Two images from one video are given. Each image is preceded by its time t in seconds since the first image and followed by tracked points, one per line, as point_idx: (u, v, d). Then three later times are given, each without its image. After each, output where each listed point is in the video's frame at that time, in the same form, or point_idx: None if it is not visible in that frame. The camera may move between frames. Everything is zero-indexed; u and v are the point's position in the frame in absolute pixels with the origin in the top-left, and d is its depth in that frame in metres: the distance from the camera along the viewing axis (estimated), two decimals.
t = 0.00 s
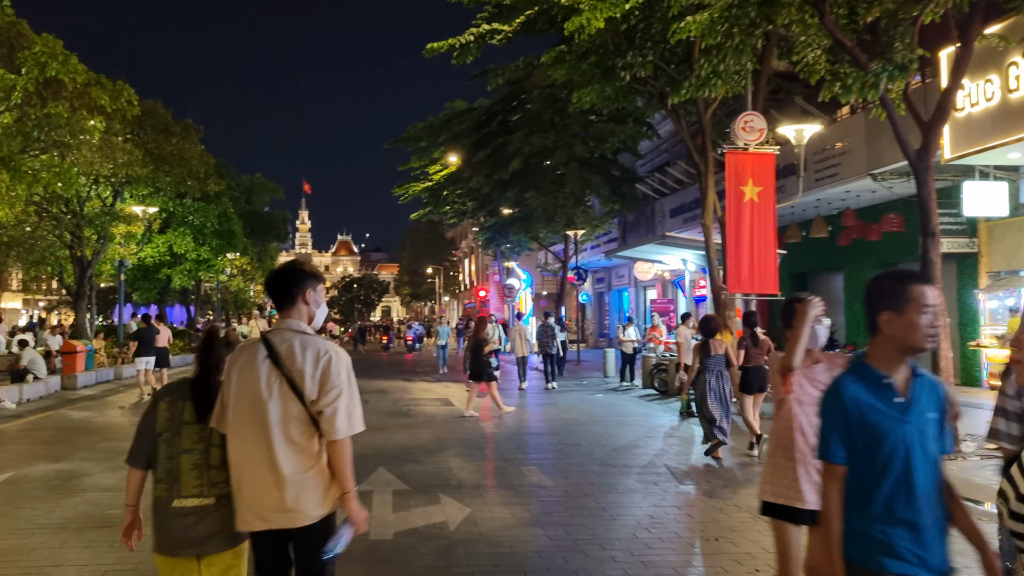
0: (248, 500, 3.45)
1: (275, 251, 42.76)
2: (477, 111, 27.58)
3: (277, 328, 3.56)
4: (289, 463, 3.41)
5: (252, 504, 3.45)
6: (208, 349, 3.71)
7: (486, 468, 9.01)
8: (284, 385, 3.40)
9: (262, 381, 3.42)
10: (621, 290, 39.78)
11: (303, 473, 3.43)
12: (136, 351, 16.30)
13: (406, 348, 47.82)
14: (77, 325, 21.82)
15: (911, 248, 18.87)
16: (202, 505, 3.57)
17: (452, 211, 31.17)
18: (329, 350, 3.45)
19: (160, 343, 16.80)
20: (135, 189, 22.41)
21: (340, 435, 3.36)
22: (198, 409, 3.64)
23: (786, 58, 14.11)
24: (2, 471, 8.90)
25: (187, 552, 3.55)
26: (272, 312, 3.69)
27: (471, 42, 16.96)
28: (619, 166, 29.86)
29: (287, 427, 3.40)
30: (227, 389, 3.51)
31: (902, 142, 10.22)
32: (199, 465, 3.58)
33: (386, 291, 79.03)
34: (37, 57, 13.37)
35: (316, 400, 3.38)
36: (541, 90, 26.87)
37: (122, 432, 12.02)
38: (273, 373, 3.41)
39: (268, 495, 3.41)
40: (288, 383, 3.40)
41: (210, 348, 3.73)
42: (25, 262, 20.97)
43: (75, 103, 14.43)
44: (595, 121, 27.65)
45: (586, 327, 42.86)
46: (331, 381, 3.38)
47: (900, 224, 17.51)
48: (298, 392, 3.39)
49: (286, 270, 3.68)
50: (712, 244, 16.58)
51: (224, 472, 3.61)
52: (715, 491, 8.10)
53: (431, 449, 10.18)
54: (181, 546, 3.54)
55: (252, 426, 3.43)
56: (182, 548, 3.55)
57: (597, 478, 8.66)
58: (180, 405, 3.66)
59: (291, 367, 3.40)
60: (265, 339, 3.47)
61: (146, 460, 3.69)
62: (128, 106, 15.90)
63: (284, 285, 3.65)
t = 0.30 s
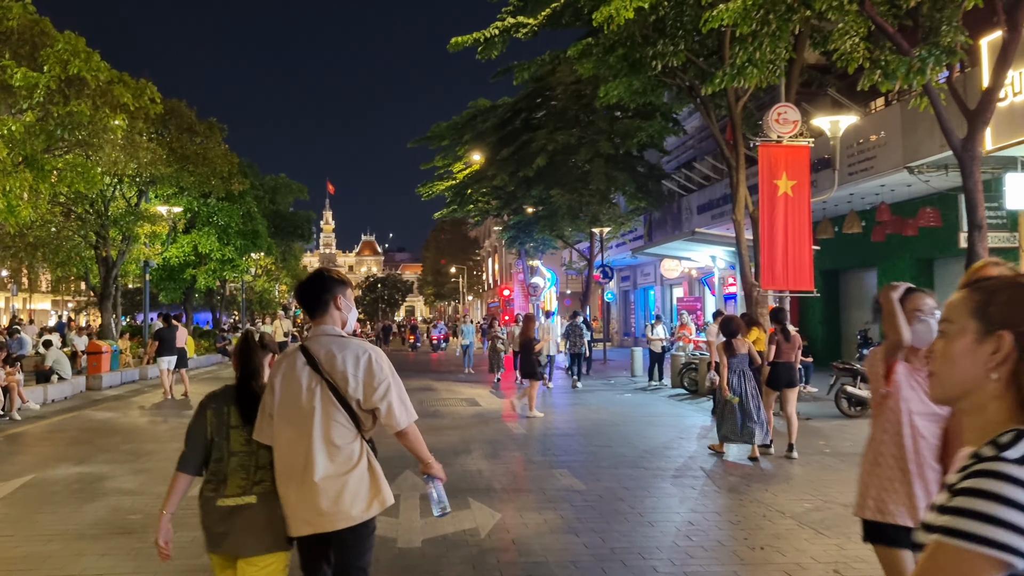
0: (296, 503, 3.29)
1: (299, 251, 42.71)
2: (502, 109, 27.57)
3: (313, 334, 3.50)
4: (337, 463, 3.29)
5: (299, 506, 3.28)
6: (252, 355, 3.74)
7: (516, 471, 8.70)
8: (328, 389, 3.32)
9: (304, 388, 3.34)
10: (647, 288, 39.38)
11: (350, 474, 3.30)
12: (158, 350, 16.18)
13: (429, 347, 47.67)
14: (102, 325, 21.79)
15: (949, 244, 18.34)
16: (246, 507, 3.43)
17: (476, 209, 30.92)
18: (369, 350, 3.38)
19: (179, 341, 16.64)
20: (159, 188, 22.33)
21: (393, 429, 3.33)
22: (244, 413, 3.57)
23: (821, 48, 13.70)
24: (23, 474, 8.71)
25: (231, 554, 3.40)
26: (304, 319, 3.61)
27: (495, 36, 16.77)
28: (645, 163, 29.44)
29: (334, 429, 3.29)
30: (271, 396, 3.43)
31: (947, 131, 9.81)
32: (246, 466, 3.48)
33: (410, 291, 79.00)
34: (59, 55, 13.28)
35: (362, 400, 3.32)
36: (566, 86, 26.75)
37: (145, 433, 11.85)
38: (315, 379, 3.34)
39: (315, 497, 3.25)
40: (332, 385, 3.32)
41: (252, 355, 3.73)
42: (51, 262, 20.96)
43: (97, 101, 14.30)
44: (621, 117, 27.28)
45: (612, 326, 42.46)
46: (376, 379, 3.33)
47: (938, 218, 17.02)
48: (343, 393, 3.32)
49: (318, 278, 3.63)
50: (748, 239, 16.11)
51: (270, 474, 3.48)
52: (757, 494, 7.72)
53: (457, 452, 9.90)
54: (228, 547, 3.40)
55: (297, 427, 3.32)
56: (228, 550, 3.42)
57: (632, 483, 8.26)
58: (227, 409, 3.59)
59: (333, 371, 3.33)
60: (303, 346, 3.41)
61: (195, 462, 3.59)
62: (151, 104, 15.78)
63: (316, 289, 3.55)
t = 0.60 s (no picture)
0: (312, 494, 3.55)
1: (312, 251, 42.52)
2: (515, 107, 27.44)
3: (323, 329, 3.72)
4: (349, 453, 3.54)
5: (315, 496, 3.55)
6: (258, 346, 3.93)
7: (529, 477, 8.44)
8: (339, 383, 3.57)
9: (318, 382, 3.59)
10: (661, 287, 39.06)
11: (363, 465, 3.55)
12: (166, 353, 15.96)
13: (443, 347, 47.42)
14: (113, 327, 21.63)
15: (972, 241, 17.94)
16: (267, 493, 3.78)
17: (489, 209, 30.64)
18: (377, 346, 3.63)
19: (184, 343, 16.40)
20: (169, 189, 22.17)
21: (398, 426, 3.52)
22: (251, 409, 3.82)
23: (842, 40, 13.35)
24: (25, 481, 8.53)
25: (254, 536, 3.76)
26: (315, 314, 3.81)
27: (507, 33, 16.45)
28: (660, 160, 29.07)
29: (347, 420, 3.55)
30: (283, 391, 3.66)
31: (974, 124, 9.46)
32: (261, 458, 3.78)
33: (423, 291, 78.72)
34: (65, 53, 13.11)
35: (370, 393, 3.56)
36: (579, 84, 26.60)
37: (152, 438, 11.67)
38: (327, 374, 3.59)
39: (330, 487, 3.52)
40: (340, 382, 3.57)
41: (257, 346, 3.93)
42: (61, 263, 20.83)
43: (104, 100, 14.10)
44: (635, 114, 26.94)
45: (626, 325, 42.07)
46: (381, 373, 3.57)
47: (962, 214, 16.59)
48: (352, 388, 3.57)
49: (324, 271, 3.82)
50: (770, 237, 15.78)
51: (283, 463, 3.79)
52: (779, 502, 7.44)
53: (469, 457, 9.65)
54: (251, 531, 3.76)
55: (312, 421, 3.58)
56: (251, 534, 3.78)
57: (647, 488, 8.02)
58: (235, 406, 3.85)
59: (343, 366, 3.58)
60: (315, 343, 3.64)
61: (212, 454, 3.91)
62: (159, 104, 15.57)
63: (328, 285, 3.73)
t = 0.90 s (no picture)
0: (306, 500, 3.30)
1: (315, 250, 42.27)
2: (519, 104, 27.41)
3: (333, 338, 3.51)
4: (348, 462, 3.32)
5: (310, 503, 3.29)
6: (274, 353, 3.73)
7: (528, 483, 8.10)
8: (344, 391, 3.34)
9: (322, 389, 3.35)
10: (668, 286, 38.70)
11: (359, 476, 3.33)
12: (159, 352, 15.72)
13: (448, 347, 47.13)
14: (112, 326, 21.38)
15: (985, 237, 17.54)
16: (267, 501, 3.54)
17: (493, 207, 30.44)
18: (384, 357, 3.42)
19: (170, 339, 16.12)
20: (169, 186, 21.91)
21: (381, 440, 3.28)
22: (256, 414, 3.60)
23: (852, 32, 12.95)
24: (7, 486, 8.25)
25: (254, 545, 3.52)
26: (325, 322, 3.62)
27: (509, 24, 16.13)
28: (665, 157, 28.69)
29: (346, 428, 3.32)
30: (289, 396, 3.44)
31: (993, 115, 9.06)
32: (264, 463, 3.55)
33: (429, 290, 78.50)
34: (56, 47, 12.82)
35: (370, 403, 3.33)
36: (584, 80, 26.01)
37: (143, 440, 11.38)
38: (331, 380, 3.35)
39: (326, 494, 3.28)
40: (343, 390, 3.34)
41: (274, 355, 3.74)
42: (58, 262, 20.60)
43: (96, 95, 13.79)
44: (640, 110, 26.57)
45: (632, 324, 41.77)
46: (386, 384, 3.35)
47: (975, 209, 16.21)
48: (355, 396, 3.34)
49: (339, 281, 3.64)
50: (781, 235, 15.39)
51: (286, 472, 3.56)
52: (789, 509, 7.09)
53: (467, 461, 9.32)
54: (250, 540, 3.52)
55: (311, 427, 3.34)
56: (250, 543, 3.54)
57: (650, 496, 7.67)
58: (240, 410, 3.63)
59: (348, 375, 3.35)
60: (323, 349, 3.43)
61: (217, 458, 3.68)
62: (153, 99, 15.25)
63: (341, 294, 3.56)
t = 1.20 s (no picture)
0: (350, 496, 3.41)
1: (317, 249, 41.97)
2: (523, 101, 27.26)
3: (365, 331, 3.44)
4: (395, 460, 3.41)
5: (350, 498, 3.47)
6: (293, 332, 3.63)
7: (533, 487, 7.80)
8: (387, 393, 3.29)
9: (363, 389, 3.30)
10: (672, 284, 38.40)
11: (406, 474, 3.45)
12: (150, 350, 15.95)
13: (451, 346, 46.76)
14: (110, 325, 21.07)
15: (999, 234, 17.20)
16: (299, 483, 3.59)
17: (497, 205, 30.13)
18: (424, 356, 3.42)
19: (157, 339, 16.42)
20: (168, 184, 21.62)
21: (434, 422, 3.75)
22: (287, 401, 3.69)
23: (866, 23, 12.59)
24: None
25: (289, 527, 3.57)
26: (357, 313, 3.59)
27: (513, 18, 15.86)
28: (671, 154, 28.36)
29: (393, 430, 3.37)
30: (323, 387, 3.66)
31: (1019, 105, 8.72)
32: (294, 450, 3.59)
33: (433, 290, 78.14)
34: (49, 39, 12.53)
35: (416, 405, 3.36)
36: (588, 77, 25.98)
37: (137, 442, 11.08)
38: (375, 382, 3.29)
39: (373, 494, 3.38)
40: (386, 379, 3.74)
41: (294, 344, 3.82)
42: (55, 261, 20.32)
43: (91, 89, 13.49)
44: (646, 107, 26.28)
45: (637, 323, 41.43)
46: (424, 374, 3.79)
47: (990, 205, 15.87)
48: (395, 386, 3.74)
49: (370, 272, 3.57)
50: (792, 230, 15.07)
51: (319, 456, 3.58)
52: (809, 516, 6.77)
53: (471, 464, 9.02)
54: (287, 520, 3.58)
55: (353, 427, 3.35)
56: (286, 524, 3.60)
57: (662, 501, 7.36)
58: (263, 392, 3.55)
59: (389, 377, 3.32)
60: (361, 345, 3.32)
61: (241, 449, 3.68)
62: (149, 94, 14.94)
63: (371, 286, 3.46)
